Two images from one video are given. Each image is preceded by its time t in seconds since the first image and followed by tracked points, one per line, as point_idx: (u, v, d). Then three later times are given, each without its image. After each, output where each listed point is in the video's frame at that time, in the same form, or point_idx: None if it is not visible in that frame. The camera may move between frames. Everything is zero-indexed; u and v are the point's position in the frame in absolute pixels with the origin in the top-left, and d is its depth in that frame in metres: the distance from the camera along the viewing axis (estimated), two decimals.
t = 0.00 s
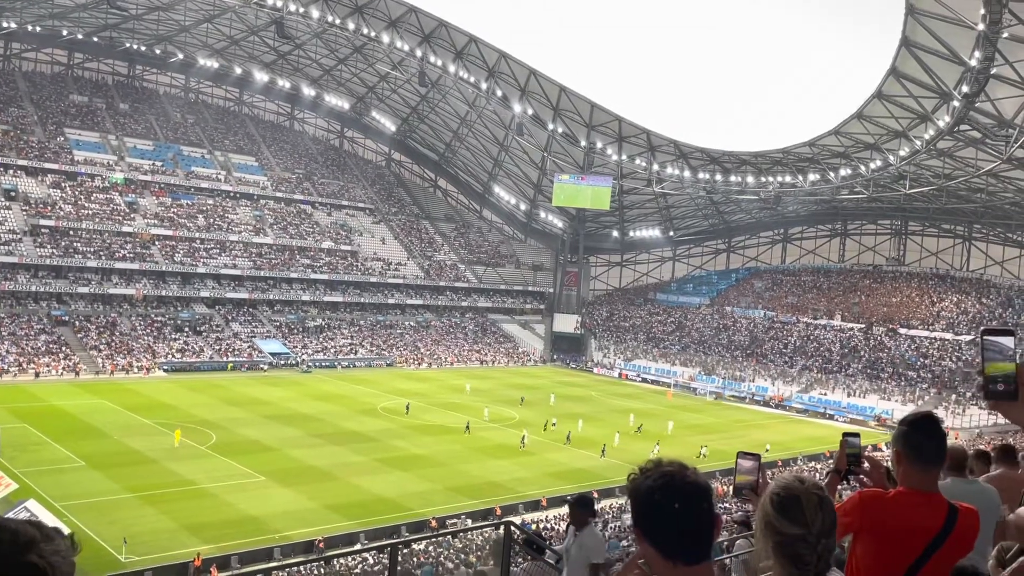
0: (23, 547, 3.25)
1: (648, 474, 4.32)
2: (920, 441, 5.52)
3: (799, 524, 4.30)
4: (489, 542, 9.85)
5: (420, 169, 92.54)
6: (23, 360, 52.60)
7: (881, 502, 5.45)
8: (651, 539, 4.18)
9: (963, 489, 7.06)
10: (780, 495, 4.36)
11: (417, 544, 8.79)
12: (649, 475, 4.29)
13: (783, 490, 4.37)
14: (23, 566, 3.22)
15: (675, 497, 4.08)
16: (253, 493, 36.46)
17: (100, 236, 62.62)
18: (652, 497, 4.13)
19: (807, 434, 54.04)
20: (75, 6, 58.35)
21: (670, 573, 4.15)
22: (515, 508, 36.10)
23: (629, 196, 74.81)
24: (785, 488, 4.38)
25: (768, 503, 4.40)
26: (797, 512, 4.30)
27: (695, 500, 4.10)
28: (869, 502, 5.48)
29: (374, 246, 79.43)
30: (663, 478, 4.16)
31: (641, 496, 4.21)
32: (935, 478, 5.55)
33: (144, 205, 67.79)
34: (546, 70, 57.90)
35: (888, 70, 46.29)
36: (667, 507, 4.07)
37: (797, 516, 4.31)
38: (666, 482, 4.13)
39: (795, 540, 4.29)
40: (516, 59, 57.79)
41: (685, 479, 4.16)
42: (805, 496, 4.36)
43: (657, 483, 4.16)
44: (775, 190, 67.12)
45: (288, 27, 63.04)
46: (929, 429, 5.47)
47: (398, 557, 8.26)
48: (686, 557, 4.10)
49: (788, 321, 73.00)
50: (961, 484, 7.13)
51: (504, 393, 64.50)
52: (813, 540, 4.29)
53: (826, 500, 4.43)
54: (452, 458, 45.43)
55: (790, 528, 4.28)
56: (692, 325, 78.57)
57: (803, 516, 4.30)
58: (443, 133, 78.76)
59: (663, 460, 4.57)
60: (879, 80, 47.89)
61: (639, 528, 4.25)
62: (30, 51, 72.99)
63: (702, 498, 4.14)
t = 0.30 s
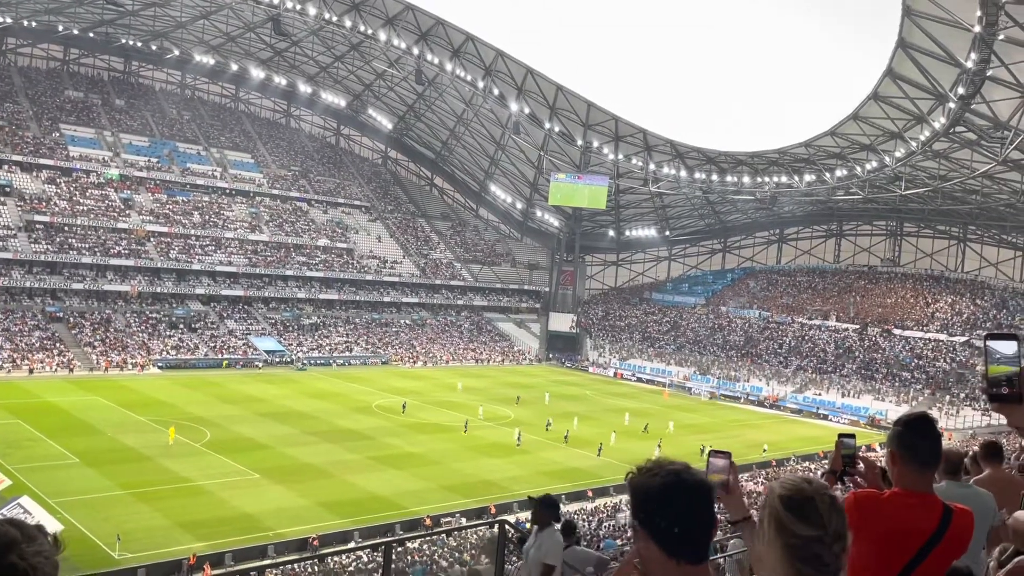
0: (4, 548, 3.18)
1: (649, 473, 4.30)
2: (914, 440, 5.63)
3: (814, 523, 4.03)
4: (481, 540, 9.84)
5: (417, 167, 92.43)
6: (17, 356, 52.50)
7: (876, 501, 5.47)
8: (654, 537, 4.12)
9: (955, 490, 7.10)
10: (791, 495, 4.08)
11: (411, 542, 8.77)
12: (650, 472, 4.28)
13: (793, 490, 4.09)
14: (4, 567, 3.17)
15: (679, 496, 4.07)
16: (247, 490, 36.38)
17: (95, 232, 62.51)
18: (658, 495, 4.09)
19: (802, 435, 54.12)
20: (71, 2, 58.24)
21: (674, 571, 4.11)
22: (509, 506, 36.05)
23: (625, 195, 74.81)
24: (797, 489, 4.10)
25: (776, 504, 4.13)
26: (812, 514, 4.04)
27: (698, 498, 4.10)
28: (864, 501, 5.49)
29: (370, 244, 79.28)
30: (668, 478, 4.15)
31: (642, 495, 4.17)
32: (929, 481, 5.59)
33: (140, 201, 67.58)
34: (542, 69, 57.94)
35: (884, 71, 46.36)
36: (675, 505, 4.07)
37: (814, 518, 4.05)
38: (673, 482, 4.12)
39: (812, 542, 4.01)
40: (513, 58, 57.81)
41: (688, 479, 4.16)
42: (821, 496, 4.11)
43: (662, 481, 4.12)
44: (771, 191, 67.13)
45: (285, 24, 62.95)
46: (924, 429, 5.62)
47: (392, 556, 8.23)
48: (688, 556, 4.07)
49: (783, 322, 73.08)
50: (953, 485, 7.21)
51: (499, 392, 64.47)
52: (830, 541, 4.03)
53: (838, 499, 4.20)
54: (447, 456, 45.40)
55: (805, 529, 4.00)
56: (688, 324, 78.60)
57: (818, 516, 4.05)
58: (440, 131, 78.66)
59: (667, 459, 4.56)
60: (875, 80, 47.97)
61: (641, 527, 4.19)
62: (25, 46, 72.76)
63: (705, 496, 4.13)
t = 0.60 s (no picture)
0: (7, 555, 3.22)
1: (662, 476, 4.05)
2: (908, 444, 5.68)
3: (840, 532, 3.83)
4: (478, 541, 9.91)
5: (414, 168, 92.41)
6: (13, 355, 52.49)
7: (876, 505, 5.50)
8: (669, 542, 3.88)
9: (950, 493, 7.18)
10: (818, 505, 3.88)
11: (407, 543, 8.86)
12: (661, 475, 4.04)
13: (821, 498, 3.90)
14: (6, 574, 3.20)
15: (691, 501, 3.84)
16: (243, 490, 36.39)
17: (92, 231, 62.48)
18: (669, 501, 3.86)
19: (798, 436, 54.27)
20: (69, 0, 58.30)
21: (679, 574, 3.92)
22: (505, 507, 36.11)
23: (622, 197, 74.94)
24: (822, 499, 3.91)
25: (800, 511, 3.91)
26: (841, 525, 3.84)
27: (708, 504, 3.87)
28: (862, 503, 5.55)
29: (367, 244, 79.26)
30: (682, 484, 3.90)
31: (651, 496, 3.95)
32: (926, 485, 5.61)
33: (136, 200, 67.49)
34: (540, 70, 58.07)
35: (880, 74, 46.54)
36: (691, 513, 3.84)
37: (838, 527, 3.84)
38: (688, 490, 3.86)
39: (839, 551, 3.78)
40: (511, 58, 57.95)
41: (705, 488, 3.92)
42: (848, 507, 3.92)
43: (676, 486, 3.89)
44: (768, 193, 67.30)
45: (282, 24, 62.93)
46: (922, 432, 5.66)
47: (388, 557, 8.29)
48: (695, 560, 3.88)
49: (779, 323, 73.20)
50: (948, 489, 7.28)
51: (496, 393, 64.49)
52: (857, 554, 3.84)
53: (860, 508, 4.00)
54: (443, 456, 45.49)
55: (832, 539, 3.78)
56: (684, 326, 78.67)
57: (846, 526, 3.84)
58: (437, 132, 78.69)
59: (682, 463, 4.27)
60: (871, 83, 48.14)
61: (654, 529, 3.92)
62: (23, 44, 72.64)
63: (715, 504, 3.91)
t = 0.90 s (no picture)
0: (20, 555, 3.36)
1: (665, 479, 3.80)
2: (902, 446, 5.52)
3: (843, 541, 3.57)
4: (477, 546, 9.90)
5: (412, 171, 92.34)
6: (9, 356, 52.41)
7: (872, 509, 5.31)
8: (669, 551, 3.64)
9: (943, 496, 7.16)
10: (824, 508, 3.62)
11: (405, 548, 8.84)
12: (665, 479, 3.81)
13: (823, 501, 3.62)
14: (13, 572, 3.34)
15: (695, 507, 3.61)
16: (239, 493, 36.31)
17: (89, 233, 62.36)
18: (669, 504, 3.63)
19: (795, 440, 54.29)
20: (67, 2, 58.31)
21: None
22: (502, 510, 36.08)
23: (620, 200, 75.00)
24: (832, 503, 3.63)
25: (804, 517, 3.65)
26: (847, 533, 3.58)
27: (712, 510, 3.64)
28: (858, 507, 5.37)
29: (364, 247, 79.17)
30: (687, 489, 3.66)
31: (652, 500, 3.71)
32: (921, 491, 5.45)
33: (134, 202, 67.42)
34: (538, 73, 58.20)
35: (878, 79, 46.71)
36: (691, 519, 3.60)
37: (845, 534, 3.58)
38: (690, 497, 3.62)
39: (842, 560, 3.53)
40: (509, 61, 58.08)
41: (706, 495, 3.68)
42: (855, 515, 3.67)
43: (681, 492, 3.65)
44: (765, 197, 67.36)
45: (281, 26, 63.00)
46: (916, 436, 5.52)
47: (385, 560, 8.27)
48: (698, 568, 3.64)
49: (776, 327, 73.22)
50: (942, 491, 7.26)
51: (493, 395, 64.45)
52: (861, 564, 3.58)
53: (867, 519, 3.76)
54: (440, 459, 45.43)
55: (834, 546, 3.53)
56: (681, 329, 78.68)
57: (850, 534, 3.58)
58: (435, 135, 78.71)
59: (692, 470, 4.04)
60: (868, 88, 48.30)
61: (655, 537, 3.68)
62: (20, 46, 72.55)
63: (719, 510, 3.68)
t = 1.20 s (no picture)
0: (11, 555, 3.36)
1: (669, 487, 3.72)
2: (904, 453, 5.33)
3: (849, 555, 3.47)
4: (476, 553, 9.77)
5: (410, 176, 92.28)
6: (5, 361, 52.29)
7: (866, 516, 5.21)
8: (669, 555, 3.49)
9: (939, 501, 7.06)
10: (826, 518, 3.59)
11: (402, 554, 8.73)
12: (667, 486, 3.72)
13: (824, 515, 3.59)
14: None
15: (697, 513, 3.53)
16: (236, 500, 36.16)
17: (86, 238, 62.30)
18: (673, 508, 3.54)
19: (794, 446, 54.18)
20: (65, 7, 58.55)
21: None
22: (500, 517, 35.95)
23: (618, 206, 74.96)
24: (829, 513, 3.61)
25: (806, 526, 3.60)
26: (849, 545, 3.50)
27: (715, 518, 3.56)
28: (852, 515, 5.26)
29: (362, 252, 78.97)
30: (692, 496, 3.60)
31: (653, 505, 3.62)
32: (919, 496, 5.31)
33: (131, 207, 67.32)
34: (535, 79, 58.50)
35: (875, 85, 46.82)
36: (693, 526, 3.50)
37: (847, 546, 3.51)
38: (695, 501, 3.55)
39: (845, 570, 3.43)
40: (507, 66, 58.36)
41: (709, 502, 3.63)
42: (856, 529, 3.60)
43: (685, 498, 3.58)
44: (763, 203, 67.31)
45: (279, 32, 63.15)
46: (910, 439, 5.39)
47: (381, 566, 8.17)
48: None
49: (775, 333, 73.12)
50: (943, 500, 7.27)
51: (492, 401, 64.27)
52: None
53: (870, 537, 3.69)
54: (438, 466, 45.28)
55: (838, 558, 3.42)
56: (679, 335, 78.50)
57: (854, 548, 3.49)
58: (434, 140, 78.62)
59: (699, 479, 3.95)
60: (866, 94, 48.40)
61: (655, 543, 3.54)
62: (19, 51, 72.53)
63: (721, 518, 3.60)
